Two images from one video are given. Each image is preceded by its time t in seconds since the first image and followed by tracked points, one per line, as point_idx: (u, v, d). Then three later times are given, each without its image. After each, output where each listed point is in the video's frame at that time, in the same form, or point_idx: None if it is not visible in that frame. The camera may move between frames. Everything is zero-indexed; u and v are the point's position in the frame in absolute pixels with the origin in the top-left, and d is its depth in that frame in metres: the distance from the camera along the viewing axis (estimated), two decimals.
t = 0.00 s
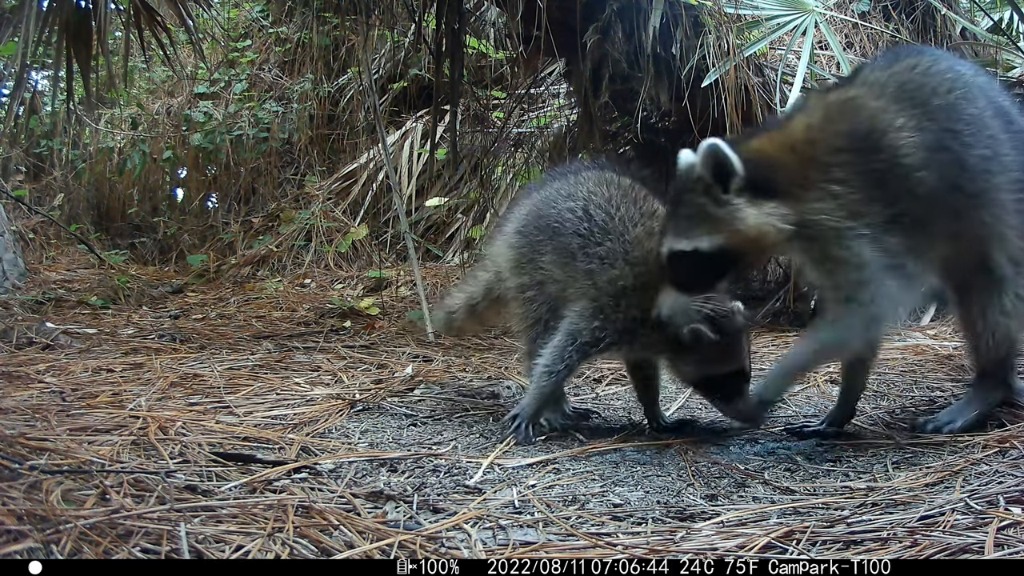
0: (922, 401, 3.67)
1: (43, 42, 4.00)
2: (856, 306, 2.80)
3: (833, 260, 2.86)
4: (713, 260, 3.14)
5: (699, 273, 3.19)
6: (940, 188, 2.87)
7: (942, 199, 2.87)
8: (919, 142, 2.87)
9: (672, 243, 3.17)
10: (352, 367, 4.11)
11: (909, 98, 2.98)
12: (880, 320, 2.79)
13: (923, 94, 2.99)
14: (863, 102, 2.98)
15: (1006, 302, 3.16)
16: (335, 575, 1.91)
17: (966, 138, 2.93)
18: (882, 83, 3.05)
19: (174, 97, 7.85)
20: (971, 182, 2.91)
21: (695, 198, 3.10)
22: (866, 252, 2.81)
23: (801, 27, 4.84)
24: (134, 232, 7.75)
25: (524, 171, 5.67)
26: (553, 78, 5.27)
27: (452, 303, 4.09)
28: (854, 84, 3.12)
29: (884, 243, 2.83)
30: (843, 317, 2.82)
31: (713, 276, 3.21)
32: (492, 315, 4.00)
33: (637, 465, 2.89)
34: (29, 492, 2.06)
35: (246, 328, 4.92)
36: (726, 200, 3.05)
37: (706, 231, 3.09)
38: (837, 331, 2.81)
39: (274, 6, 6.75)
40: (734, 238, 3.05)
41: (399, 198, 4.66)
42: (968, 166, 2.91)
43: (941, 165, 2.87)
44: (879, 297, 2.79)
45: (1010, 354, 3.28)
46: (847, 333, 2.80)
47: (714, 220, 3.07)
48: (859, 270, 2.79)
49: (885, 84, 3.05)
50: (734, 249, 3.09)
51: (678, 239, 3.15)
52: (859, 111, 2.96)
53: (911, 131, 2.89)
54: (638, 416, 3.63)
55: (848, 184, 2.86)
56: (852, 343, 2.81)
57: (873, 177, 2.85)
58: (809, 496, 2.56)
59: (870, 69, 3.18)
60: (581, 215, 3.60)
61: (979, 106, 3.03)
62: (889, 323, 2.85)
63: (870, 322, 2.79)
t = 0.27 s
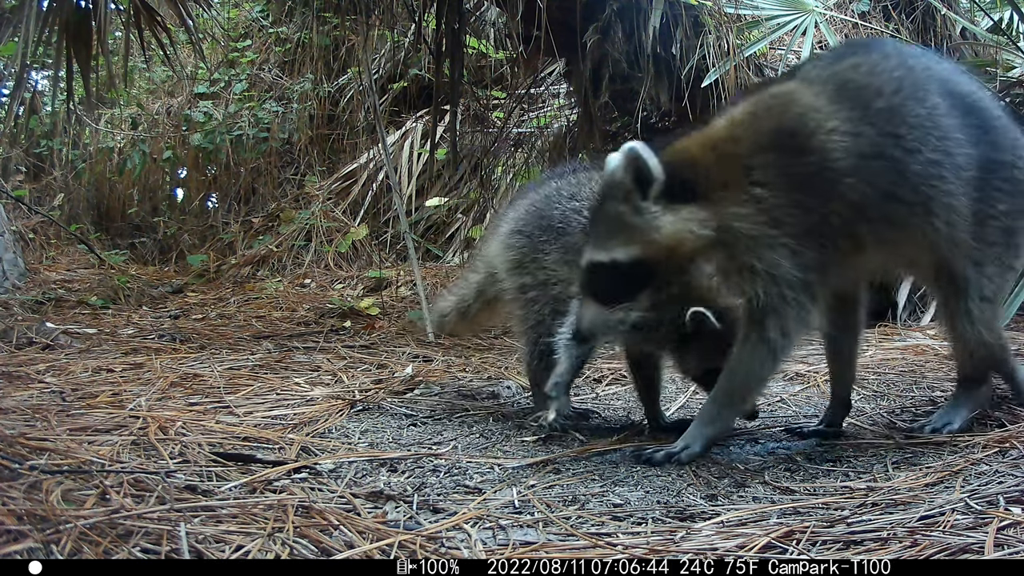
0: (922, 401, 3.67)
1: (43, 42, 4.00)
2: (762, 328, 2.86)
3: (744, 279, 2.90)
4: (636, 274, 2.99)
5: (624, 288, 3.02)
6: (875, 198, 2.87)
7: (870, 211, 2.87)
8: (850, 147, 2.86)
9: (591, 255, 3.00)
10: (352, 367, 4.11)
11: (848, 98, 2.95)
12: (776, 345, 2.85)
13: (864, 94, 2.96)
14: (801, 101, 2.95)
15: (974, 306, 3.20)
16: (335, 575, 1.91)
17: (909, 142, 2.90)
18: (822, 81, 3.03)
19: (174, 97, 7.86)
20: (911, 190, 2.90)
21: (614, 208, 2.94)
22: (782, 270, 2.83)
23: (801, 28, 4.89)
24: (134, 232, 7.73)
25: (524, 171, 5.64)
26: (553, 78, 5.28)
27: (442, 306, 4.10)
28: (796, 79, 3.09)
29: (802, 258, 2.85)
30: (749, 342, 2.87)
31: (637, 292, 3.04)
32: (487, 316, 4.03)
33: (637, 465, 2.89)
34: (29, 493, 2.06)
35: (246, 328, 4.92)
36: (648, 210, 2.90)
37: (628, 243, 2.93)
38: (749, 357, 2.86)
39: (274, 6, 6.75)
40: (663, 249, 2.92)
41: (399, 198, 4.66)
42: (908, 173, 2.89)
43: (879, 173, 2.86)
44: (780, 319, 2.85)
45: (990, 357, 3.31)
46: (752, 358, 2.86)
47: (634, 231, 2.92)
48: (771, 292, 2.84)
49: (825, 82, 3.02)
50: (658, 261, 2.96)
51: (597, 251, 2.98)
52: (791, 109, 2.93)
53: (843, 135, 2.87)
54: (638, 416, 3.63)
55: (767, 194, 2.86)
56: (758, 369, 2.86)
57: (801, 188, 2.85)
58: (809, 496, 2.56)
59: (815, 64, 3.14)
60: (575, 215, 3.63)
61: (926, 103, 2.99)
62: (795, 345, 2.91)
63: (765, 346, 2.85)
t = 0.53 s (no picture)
0: (922, 401, 3.66)
1: (43, 42, 4.00)
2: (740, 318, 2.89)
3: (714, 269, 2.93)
4: (580, 245, 3.17)
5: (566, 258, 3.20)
6: (839, 183, 2.87)
7: (834, 196, 2.87)
8: (809, 129, 2.85)
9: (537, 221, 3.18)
10: (352, 367, 4.11)
11: (809, 79, 2.96)
12: (751, 335, 2.88)
13: (826, 76, 2.97)
14: (761, 81, 2.94)
15: (957, 297, 3.29)
16: (335, 575, 1.91)
17: (872, 126, 2.92)
18: (782, 64, 3.03)
19: (173, 97, 7.87)
20: (877, 174, 2.92)
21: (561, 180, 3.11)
22: (746, 256, 2.87)
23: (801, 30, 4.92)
24: (134, 232, 7.69)
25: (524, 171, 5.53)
26: (552, 78, 5.30)
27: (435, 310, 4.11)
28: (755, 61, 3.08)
29: (767, 243, 2.87)
30: (729, 336, 2.90)
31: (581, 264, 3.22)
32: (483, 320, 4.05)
33: (636, 465, 2.89)
34: (29, 492, 2.06)
35: (246, 328, 4.91)
36: (596, 183, 3.06)
37: (573, 212, 3.11)
38: (730, 351, 2.88)
39: (274, 6, 6.76)
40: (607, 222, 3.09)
41: (399, 198, 4.66)
42: (872, 158, 2.91)
43: (842, 156, 2.87)
44: (752, 307, 2.88)
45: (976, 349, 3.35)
46: (734, 352, 2.89)
47: (580, 203, 3.09)
48: (742, 280, 2.88)
49: (786, 65, 3.03)
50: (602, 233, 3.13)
51: (545, 221, 3.15)
52: (750, 88, 2.92)
53: (802, 117, 2.86)
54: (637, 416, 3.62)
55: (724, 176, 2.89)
56: (741, 361, 2.88)
57: (764, 173, 2.85)
58: (809, 496, 2.56)
59: (774, 47, 3.14)
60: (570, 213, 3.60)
61: (883, 89, 3.00)
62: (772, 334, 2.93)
63: (744, 337, 2.88)
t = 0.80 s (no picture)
0: (922, 401, 3.66)
1: (43, 42, 4.01)
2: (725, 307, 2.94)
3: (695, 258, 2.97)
4: (533, 168, 2.99)
5: (517, 181, 3.04)
6: (820, 175, 2.95)
7: (815, 187, 2.95)
8: (791, 122, 2.92)
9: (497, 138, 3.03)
10: (352, 367, 4.11)
11: (794, 71, 3.02)
12: (735, 324, 2.93)
13: (808, 69, 3.05)
14: (748, 69, 2.98)
15: (942, 293, 3.29)
16: None
17: (853, 118, 3.01)
18: (767, 53, 3.09)
19: (174, 97, 7.88)
20: (859, 167, 3.01)
21: (527, 97, 2.96)
22: (723, 242, 2.92)
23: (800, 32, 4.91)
24: (134, 232, 7.67)
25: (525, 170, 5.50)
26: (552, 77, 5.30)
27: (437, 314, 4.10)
28: (739, 46, 3.13)
29: (744, 230, 2.92)
30: (715, 327, 2.95)
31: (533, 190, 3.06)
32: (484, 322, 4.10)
33: (636, 465, 2.89)
34: (29, 492, 2.06)
35: (246, 328, 4.92)
36: (561, 108, 2.92)
37: (534, 131, 2.95)
38: (717, 342, 2.93)
39: (275, 6, 6.77)
40: (565, 147, 2.93)
41: (399, 198, 4.66)
42: (854, 150, 3.00)
43: (826, 148, 2.96)
44: (733, 295, 2.93)
45: (967, 343, 3.35)
46: (721, 343, 2.93)
47: (543, 122, 2.94)
48: (721, 268, 2.93)
49: (770, 54, 3.09)
50: (557, 157, 2.94)
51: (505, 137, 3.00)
52: (735, 77, 2.95)
53: (787, 109, 2.93)
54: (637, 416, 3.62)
55: (701, 159, 2.91)
56: (728, 351, 2.93)
57: (746, 161, 2.89)
58: (809, 496, 2.57)
59: (756, 34, 3.19)
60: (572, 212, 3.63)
61: (862, 81, 3.09)
62: (759, 323, 2.97)
63: (728, 327, 2.93)
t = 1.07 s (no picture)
0: (922, 401, 3.66)
1: (43, 42, 4.01)
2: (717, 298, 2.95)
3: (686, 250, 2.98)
4: (526, 135, 3.08)
5: (509, 146, 3.12)
6: (812, 172, 2.99)
7: (806, 183, 2.99)
8: (788, 120, 2.95)
9: (491, 105, 3.13)
10: (352, 367, 4.11)
11: (791, 69, 3.02)
12: (728, 317, 2.95)
13: (805, 68, 3.05)
14: (746, 67, 2.98)
15: (932, 288, 3.31)
16: None
17: (847, 117, 3.05)
18: (764, 50, 3.07)
19: (174, 97, 7.89)
20: (852, 165, 3.06)
21: (521, 66, 3.06)
22: (714, 234, 2.93)
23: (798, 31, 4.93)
24: (134, 232, 7.67)
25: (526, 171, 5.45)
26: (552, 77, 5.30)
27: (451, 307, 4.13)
28: (737, 41, 3.10)
29: (736, 223, 2.94)
30: (707, 320, 2.96)
31: (525, 159, 3.13)
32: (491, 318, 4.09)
33: (636, 465, 2.89)
34: (29, 492, 2.06)
35: (246, 328, 4.92)
36: (552, 76, 3.03)
37: (526, 99, 3.05)
38: (710, 335, 2.95)
39: (275, 6, 6.78)
40: (556, 114, 3.02)
41: (399, 198, 4.66)
42: (846, 149, 3.04)
43: (819, 148, 2.99)
44: (724, 287, 2.95)
45: (961, 339, 3.36)
46: (714, 337, 2.94)
47: (535, 90, 3.05)
48: (713, 261, 2.94)
49: (767, 51, 3.07)
50: (548, 124, 3.03)
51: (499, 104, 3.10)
52: (733, 75, 2.96)
53: (783, 108, 2.95)
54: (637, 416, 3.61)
55: (693, 151, 2.92)
56: (722, 343, 2.94)
57: (738, 155, 2.91)
58: (809, 496, 2.57)
59: (752, 28, 3.18)
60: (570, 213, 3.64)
61: (856, 80, 3.12)
62: (750, 316, 3.00)
63: (721, 319, 2.95)
